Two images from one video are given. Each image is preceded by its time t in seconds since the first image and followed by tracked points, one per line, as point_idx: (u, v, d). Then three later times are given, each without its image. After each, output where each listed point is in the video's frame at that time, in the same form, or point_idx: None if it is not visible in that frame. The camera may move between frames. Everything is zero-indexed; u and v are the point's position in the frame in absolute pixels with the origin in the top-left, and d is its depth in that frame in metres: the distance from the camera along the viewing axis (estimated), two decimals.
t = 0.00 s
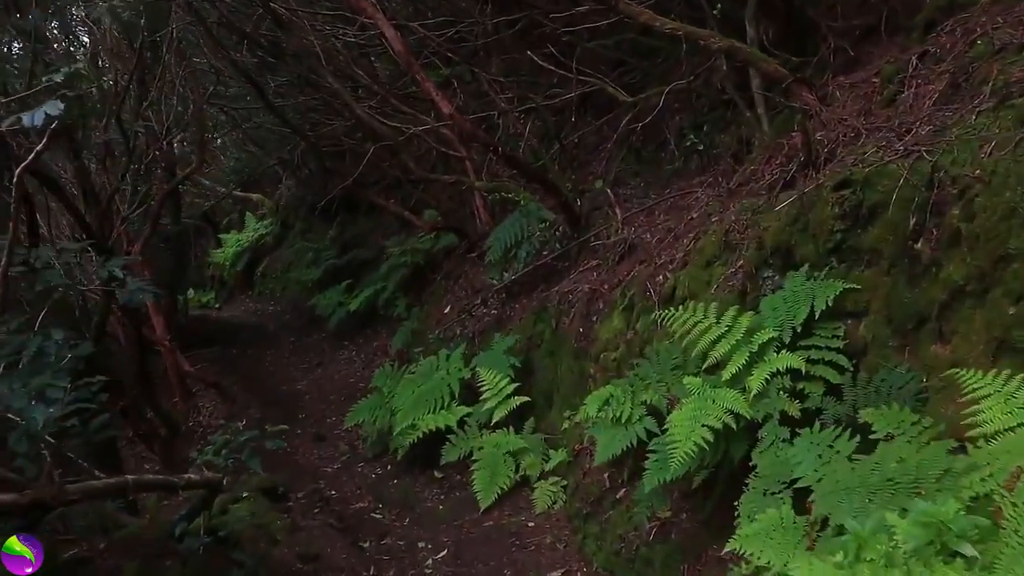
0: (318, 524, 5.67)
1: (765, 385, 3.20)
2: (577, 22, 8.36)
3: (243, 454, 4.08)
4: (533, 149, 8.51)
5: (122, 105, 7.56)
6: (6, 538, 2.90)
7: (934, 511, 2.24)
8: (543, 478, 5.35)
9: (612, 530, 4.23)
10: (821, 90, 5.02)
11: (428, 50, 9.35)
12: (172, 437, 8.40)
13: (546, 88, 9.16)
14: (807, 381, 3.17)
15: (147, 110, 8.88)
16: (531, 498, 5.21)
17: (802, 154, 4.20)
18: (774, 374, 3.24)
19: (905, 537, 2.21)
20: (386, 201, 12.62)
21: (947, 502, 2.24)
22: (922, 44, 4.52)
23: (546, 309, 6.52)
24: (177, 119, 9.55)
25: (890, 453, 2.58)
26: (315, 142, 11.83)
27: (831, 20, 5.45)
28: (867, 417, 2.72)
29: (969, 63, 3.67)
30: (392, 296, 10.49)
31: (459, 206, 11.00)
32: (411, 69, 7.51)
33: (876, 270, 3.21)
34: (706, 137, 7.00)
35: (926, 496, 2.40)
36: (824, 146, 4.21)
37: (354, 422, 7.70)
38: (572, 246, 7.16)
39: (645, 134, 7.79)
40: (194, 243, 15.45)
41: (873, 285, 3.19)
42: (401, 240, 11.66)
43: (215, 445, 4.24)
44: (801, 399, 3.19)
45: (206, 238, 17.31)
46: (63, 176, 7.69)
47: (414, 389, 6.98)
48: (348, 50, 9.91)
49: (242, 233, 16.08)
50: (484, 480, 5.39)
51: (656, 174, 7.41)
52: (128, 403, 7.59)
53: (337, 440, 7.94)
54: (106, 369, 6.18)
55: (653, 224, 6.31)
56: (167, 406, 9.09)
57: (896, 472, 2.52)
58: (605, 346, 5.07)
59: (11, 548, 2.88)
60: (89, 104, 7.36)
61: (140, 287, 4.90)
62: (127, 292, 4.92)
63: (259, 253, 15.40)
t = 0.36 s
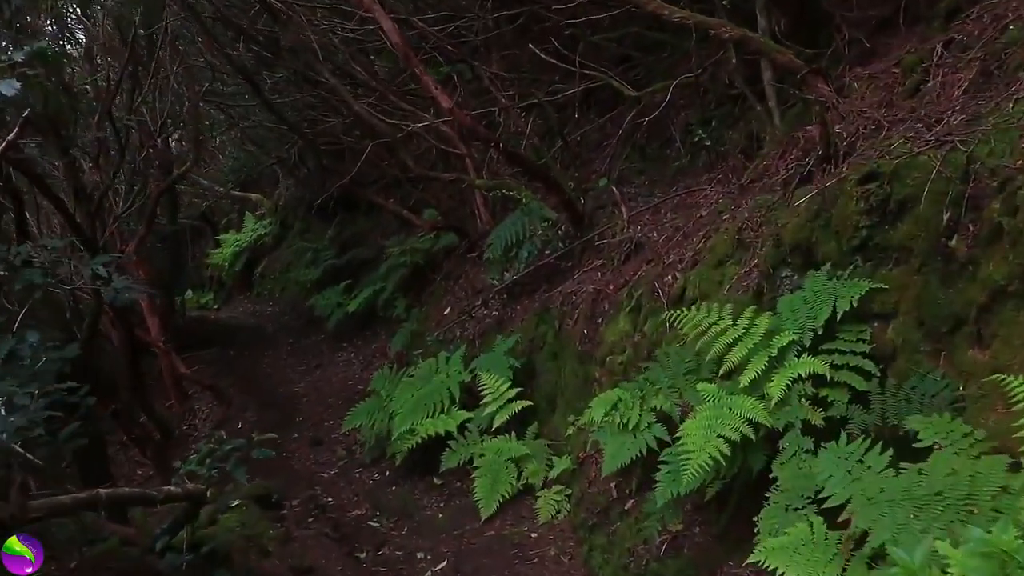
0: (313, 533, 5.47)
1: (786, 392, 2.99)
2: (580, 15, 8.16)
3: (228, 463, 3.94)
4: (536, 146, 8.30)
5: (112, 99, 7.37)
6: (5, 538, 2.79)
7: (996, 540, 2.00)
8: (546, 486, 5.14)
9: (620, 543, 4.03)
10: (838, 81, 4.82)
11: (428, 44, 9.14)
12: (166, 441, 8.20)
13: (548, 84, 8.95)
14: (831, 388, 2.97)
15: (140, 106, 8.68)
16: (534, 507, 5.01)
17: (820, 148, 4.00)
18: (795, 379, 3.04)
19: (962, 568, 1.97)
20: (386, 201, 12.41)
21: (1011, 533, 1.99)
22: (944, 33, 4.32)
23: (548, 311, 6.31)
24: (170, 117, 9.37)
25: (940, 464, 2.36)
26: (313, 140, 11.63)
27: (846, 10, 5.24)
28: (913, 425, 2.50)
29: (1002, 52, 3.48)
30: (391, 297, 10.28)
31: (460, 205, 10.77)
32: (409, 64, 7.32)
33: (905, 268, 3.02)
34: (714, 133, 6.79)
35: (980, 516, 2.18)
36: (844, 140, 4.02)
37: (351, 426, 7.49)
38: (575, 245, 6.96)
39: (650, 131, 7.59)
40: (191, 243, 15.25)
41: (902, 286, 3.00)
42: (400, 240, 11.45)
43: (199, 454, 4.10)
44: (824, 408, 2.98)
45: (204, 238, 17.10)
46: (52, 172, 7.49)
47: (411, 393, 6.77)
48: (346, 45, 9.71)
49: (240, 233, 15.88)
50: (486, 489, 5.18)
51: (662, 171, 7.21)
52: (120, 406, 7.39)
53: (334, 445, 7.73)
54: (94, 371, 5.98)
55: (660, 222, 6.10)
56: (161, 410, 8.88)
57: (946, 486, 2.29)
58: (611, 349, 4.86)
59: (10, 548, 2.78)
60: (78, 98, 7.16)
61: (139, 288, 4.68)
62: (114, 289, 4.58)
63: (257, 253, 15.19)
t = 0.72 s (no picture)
0: (307, 542, 5.27)
1: (810, 400, 2.79)
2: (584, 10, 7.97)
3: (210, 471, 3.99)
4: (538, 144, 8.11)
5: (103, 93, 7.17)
6: (6, 537, 2.91)
7: None
8: (550, 495, 4.93)
9: (629, 558, 3.82)
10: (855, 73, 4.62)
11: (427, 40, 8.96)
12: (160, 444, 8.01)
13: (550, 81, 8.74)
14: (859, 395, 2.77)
15: (135, 101, 8.51)
16: (537, 517, 4.80)
17: (841, 142, 3.81)
18: (820, 386, 2.84)
19: None
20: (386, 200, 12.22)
21: None
22: (970, 21, 4.10)
23: (551, 312, 6.11)
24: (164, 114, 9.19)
25: (998, 484, 2.07)
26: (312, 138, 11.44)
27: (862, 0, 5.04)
28: (963, 437, 2.28)
29: None
30: (391, 298, 10.08)
31: (460, 205, 10.53)
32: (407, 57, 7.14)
33: (940, 267, 2.83)
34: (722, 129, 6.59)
35: None
36: (866, 134, 3.83)
37: (348, 430, 7.29)
38: (579, 245, 6.76)
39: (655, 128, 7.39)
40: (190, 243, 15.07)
41: (937, 285, 2.81)
42: (400, 240, 11.26)
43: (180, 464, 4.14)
44: (853, 417, 2.77)
45: (202, 239, 16.94)
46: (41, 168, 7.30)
47: (409, 396, 6.56)
48: (344, 41, 9.52)
49: (239, 234, 15.68)
50: (487, 498, 4.99)
51: (668, 169, 7.00)
52: (112, 409, 7.20)
53: (331, 449, 7.54)
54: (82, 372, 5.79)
55: (668, 221, 5.89)
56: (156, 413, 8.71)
57: (1007, 512, 1.99)
58: (617, 353, 4.66)
59: (12, 548, 2.91)
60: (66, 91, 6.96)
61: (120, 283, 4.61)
62: (98, 284, 4.56)
63: (256, 253, 14.99)
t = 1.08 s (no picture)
0: (301, 553, 5.06)
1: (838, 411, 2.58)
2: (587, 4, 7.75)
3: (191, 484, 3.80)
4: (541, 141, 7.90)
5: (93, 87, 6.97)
6: (6, 538, 2.79)
7: None
8: (553, 504, 4.73)
9: (638, 573, 3.62)
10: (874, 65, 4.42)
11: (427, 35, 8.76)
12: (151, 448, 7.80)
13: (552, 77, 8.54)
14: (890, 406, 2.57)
15: (129, 96, 8.30)
16: (540, 527, 4.59)
17: (864, 135, 3.61)
18: (847, 395, 2.64)
19: None
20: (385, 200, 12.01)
21: None
22: (996, 10, 3.89)
23: (554, 314, 5.91)
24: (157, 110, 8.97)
25: None
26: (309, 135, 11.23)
27: None
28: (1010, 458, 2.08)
29: None
30: (389, 298, 9.88)
31: (460, 204, 10.29)
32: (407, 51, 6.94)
33: (980, 266, 2.65)
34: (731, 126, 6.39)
35: None
36: (890, 127, 3.63)
37: (344, 435, 7.08)
38: (582, 245, 6.55)
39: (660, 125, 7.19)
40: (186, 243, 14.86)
41: (975, 287, 2.62)
42: (399, 240, 11.06)
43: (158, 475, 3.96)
44: (885, 428, 2.57)
45: (200, 239, 16.75)
46: (30, 163, 7.09)
47: (406, 400, 6.34)
48: (342, 37, 9.32)
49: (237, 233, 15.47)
50: (487, 507, 4.78)
51: (674, 166, 6.80)
52: (102, 412, 7.00)
53: (328, 454, 7.33)
54: (69, 374, 5.58)
55: (675, 220, 5.68)
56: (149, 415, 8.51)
57: None
58: (624, 357, 4.45)
59: (12, 548, 2.81)
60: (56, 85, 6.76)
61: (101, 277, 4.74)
62: (82, 282, 4.75)
63: (254, 253, 14.78)
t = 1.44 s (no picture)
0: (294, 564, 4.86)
1: (870, 423, 2.39)
2: None
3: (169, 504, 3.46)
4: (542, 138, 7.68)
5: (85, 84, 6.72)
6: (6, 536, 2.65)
7: None
8: (556, 515, 4.52)
9: None
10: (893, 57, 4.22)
11: (427, 31, 8.55)
12: (143, 453, 7.59)
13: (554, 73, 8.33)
14: (926, 417, 2.37)
15: (122, 95, 8.07)
16: (542, 539, 4.39)
17: (889, 129, 3.41)
18: (881, 406, 2.45)
19: None
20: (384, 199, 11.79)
21: None
22: None
23: (557, 316, 5.70)
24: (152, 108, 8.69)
25: None
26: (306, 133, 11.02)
27: None
28: None
29: None
30: (388, 299, 9.69)
31: (460, 204, 10.06)
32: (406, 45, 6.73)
33: None
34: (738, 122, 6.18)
35: None
36: (916, 120, 3.43)
37: (340, 441, 6.87)
38: (585, 245, 6.33)
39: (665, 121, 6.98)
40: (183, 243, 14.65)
41: (1020, 290, 2.42)
42: (397, 240, 10.85)
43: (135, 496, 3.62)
44: (923, 443, 2.37)
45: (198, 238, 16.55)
46: (17, 161, 6.86)
47: (403, 405, 6.12)
48: (340, 33, 9.10)
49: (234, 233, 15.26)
50: (487, 517, 4.57)
51: (679, 163, 6.59)
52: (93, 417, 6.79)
53: (324, 459, 7.12)
54: (57, 380, 5.36)
55: (683, 219, 5.47)
56: (142, 419, 8.30)
57: None
58: (630, 362, 4.26)
59: (10, 546, 2.63)
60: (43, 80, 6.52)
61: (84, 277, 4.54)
62: (66, 283, 4.51)
63: (251, 253, 14.58)
